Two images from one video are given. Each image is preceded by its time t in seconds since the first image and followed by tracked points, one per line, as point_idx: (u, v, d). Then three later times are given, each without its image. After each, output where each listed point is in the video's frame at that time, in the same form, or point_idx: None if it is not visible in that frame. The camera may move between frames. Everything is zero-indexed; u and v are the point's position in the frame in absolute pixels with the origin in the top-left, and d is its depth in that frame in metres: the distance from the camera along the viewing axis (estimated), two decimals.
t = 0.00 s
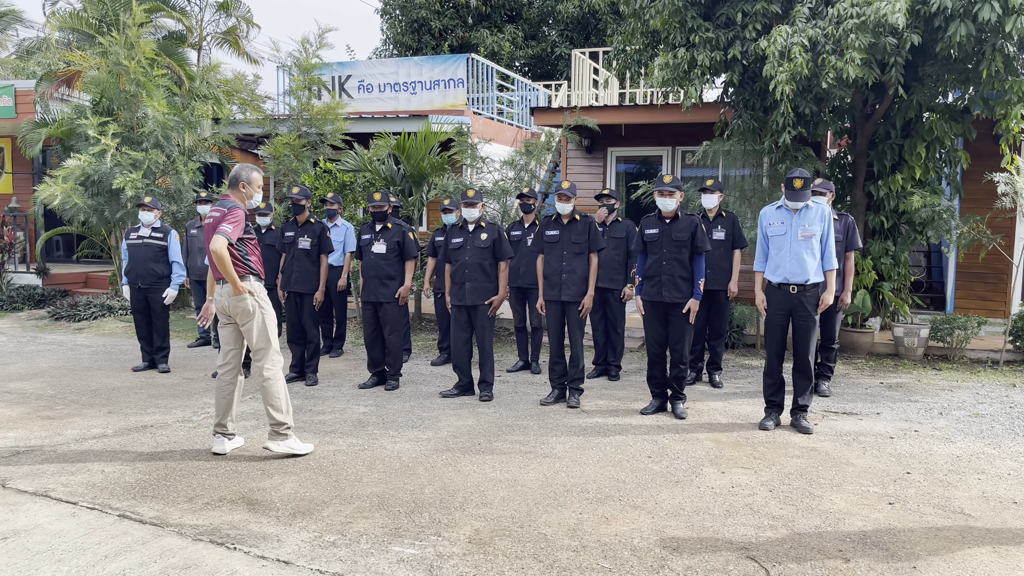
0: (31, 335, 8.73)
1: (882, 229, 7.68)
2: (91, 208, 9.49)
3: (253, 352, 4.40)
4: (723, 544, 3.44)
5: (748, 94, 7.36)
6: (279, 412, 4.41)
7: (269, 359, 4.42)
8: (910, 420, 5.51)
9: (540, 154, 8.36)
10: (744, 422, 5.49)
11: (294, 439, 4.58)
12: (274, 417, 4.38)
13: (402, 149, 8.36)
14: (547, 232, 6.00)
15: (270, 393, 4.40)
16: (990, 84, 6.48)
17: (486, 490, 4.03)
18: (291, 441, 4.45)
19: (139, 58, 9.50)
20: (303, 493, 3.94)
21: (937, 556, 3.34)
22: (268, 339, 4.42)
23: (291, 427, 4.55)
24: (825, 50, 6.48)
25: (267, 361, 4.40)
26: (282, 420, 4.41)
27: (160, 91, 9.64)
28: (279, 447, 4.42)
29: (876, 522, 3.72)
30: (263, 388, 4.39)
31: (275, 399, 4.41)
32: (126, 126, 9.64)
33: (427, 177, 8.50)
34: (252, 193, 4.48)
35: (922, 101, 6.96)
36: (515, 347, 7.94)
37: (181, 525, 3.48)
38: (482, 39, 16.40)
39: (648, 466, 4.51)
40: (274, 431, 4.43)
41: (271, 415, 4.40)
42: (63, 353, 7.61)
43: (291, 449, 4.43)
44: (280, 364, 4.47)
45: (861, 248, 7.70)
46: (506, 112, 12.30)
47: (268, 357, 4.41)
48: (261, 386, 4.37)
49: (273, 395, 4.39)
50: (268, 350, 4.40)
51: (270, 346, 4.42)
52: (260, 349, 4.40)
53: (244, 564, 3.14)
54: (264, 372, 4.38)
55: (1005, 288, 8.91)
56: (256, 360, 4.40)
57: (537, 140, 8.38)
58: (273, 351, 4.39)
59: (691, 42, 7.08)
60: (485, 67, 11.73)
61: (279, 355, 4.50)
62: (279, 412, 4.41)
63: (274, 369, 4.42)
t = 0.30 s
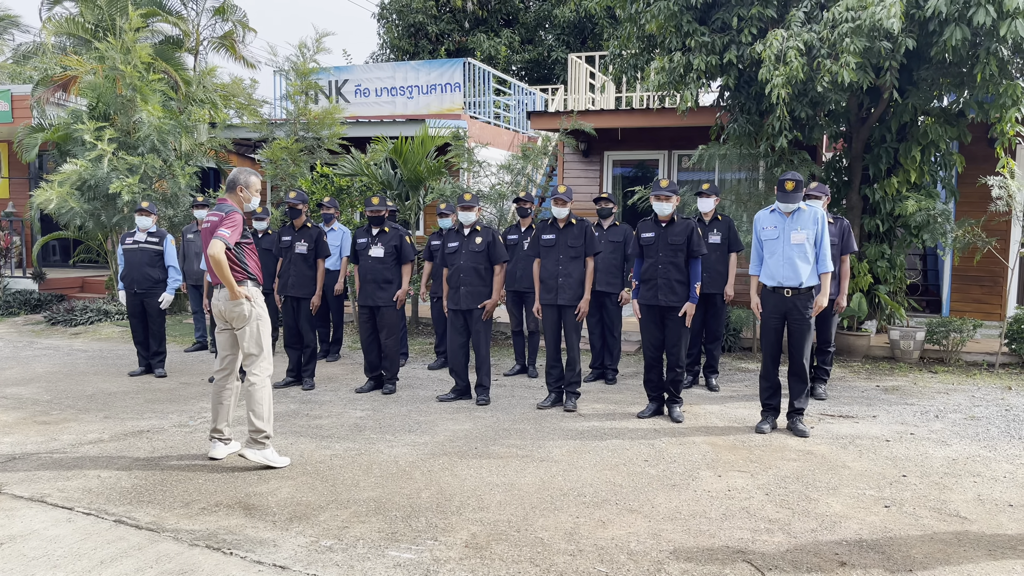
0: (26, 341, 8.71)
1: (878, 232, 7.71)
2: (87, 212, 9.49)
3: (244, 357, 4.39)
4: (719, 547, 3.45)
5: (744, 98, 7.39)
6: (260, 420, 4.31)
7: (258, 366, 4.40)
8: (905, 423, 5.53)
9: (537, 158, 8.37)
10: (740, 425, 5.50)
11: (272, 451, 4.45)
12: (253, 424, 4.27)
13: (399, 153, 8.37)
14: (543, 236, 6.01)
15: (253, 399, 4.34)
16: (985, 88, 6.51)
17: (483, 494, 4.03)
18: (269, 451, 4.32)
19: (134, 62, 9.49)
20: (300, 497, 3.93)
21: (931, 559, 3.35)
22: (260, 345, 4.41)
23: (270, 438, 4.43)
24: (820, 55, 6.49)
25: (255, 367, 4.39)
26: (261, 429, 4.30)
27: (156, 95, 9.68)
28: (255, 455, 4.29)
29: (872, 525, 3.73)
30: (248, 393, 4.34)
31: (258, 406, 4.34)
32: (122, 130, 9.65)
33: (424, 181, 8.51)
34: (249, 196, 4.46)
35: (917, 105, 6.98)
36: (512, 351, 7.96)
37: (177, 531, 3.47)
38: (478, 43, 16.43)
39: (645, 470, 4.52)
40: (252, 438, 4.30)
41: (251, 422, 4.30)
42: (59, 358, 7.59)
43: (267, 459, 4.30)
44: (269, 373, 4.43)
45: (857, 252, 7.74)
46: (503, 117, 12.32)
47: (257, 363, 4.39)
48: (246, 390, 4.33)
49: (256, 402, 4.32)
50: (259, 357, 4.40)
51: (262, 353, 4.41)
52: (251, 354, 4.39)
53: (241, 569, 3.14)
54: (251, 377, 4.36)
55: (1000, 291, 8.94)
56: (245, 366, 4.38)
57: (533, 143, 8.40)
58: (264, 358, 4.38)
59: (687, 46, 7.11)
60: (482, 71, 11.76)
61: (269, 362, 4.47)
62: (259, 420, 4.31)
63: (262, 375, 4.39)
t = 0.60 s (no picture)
0: (19, 344, 8.67)
1: (871, 236, 7.74)
2: (80, 215, 9.46)
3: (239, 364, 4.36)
4: (713, 550, 3.45)
5: (738, 102, 7.42)
6: (251, 429, 4.28)
7: (253, 373, 4.37)
8: (899, 426, 5.54)
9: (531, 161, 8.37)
10: (734, 428, 5.51)
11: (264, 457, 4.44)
12: (244, 432, 4.25)
13: (394, 156, 8.37)
14: (538, 239, 6.01)
15: (246, 407, 4.32)
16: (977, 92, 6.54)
17: (477, 498, 4.03)
18: (261, 460, 4.31)
19: (128, 65, 9.47)
20: (293, 501, 3.93)
21: (923, 562, 3.36)
22: (256, 352, 4.37)
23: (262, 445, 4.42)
24: (815, 59, 6.52)
25: (250, 375, 4.36)
26: (252, 438, 4.27)
27: (150, 99, 9.67)
28: (247, 464, 4.28)
29: (866, 528, 3.74)
30: (241, 401, 4.32)
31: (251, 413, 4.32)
32: (116, 133, 9.61)
33: (419, 184, 8.52)
34: (248, 198, 4.46)
35: (910, 109, 7.02)
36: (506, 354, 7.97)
37: (170, 535, 3.46)
38: (474, 47, 16.42)
39: (640, 473, 4.52)
40: (242, 447, 4.29)
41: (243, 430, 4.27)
42: (52, 361, 7.56)
43: (257, 468, 4.29)
44: (264, 381, 4.40)
45: (850, 256, 7.77)
46: (498, 120, 12.34)
47: (252, 369, 4.36)
48: (239, 398, 4.31)
49: (249, 411, 4.30)
50: (254, 364, 4.36)
51: (258, 361, 4.37)
52: (247, 361, 4.36)
53: (234, 573, 3.13)
54: (245, 385, 4.33)
55: (993, 295, 8.98)
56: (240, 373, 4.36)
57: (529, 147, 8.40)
58: (258, 366, 4.34)
59: (681, 50, 7.14)
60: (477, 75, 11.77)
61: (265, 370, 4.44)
62: (250, 429, 4.28)
63: (257, 383, 4.37)
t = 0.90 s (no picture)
0: (12, 346, 8.64)
1: (865, 239, 7.77)
2: (73, 216, 9.44)
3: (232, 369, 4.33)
4: (707, 553, 3.46)
5: (733, 106, 7.44)
6: (243, 435, 4.27)
7: (246, 378, 4.35)
8: (892, 429, 5.56)
9: (527, 164, 8.37)
10: (728, 431, 5.52)
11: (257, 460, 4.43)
12: (236, 439, 4.24)
13: (389, 158, 8.38)
14: (533, 241, 6.01)
15: (239, 412, 4.31)
16: (970, 97, 6.58)
17: (472, 501, 4.03)
18: (252, 464, 4.31)
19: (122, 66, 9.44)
20: (287, 504, 3.92)
21: (916, 565, 3.37)
22: (248, 357, 4.34)
23: (254, 449, 4.41)
24: (809, 63, 6.54)
25: (242, 380, 4.33)
26: (244, 444, 4.27)
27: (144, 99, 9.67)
28: (239, 470, 4.27)
29: (860, 530, 3.75)
30: (233, 406, 4.31)
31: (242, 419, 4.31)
32: (109, 135, 9.57)
33: (414, 187, 8.52)
34: (246, 202, 4.47)
35: (903, 114, 7.02)
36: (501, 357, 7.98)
37: (163, 537, 3.45)
38: (469, 49, 16.44)
39: (634, 475, 4.53)
40: (234, 453, 4.28)
41: (234, 436, 4.26)
42: (45, 364, 7.54)
43: (246, 474, 4.28)
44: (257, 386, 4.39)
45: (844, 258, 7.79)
46: (493, 122, 12.35)
47: (244, 374, 4.33)
48: (231, 404, 4.29)
49: (242, 416, 4.29)
50: (247, 369, 4.34)
51: (250, 366, 4.34)
52: (239, 365, 4.33)
53: None
54: (237, 390, 4.31)
55: (986, 298, 9.01)
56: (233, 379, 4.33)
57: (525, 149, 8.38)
58: (251, 371, 4.31)
59: (676, 54, 7.17)
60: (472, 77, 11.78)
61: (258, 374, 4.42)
62: (242, 435, 4.27)
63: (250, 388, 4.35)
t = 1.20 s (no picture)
0: (5, 347, 8.61)
1: (860, 241, 7.80)
2: (67, 217, 9.42)
3: (225, 371, 4.34)
4: (702, 555, 3.46)
5: (728, 108, 7.46)
6: (236, 438, 4.26)
7: (238, 381, 4.34)
8: (886, 431, 5.58)
9: (523, 166, 8.34)
10: (723, 432, 5.53)
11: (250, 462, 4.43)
12: (229, 442, 4.23)
13: (385, 160, 8.39)
14: (529, 242, 5.99)
15: (231, 415, 4.30)
16: (965, 100, 6.60)
17: (467, 503, 4.03)
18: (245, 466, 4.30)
19: (118, 66, 9.42)
20: (282, 506, 3.91)
21: (909, 566, 3.38)
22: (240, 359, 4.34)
23: (248, 452, 4.41)
24: (805, 66, 6.56)
25: (234, 383, 4.33)
26: (237, 447, 4.26)
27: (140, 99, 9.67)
28: (233, 473, 4.27)
29: (854, 532, 3.76)
30: (225, 409, 4.30)
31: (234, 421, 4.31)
32: (105, 135, 9.58)
33: (410, 189, 8.52)
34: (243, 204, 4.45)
35: (898, 116, 7.05)
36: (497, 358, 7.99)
37: (157, 539, 3.45)
38: (465, 51, 16.45)
39: (629, 477, 4.53)
40: (227, 457, 4.27)
41: (226, 440, 4.25)
42: (40, 365, 7.52)
43: (239, 476, 4.27)
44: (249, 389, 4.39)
45: (838, 261, 7.82)
46: (489, 124, 12.35)
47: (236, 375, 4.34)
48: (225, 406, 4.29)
49: (235, 419, 4.28)
50: (239, 372, 4.33)
51: (243, 368, 4.34)
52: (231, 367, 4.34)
53: None
54: (229, 393, 4.31)
55: (980, 301, 9.05)
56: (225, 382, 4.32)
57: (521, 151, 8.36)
58: (243, 374, 4.31)
59: (672, 56, 7.18)
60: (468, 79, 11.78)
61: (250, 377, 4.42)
62: (235, 438, 4.27)
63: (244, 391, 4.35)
